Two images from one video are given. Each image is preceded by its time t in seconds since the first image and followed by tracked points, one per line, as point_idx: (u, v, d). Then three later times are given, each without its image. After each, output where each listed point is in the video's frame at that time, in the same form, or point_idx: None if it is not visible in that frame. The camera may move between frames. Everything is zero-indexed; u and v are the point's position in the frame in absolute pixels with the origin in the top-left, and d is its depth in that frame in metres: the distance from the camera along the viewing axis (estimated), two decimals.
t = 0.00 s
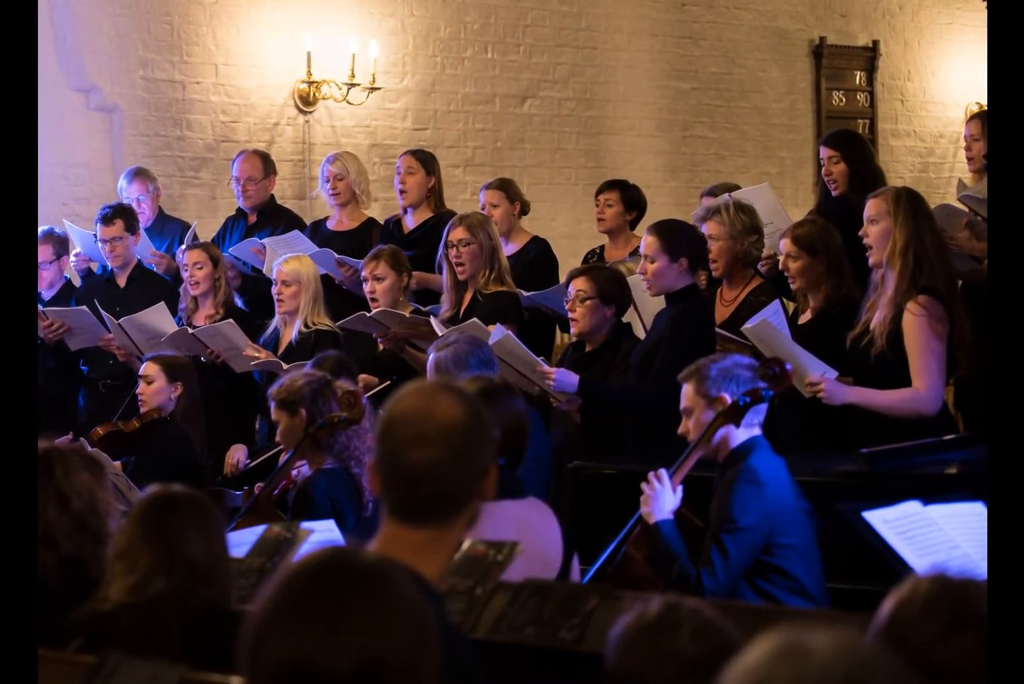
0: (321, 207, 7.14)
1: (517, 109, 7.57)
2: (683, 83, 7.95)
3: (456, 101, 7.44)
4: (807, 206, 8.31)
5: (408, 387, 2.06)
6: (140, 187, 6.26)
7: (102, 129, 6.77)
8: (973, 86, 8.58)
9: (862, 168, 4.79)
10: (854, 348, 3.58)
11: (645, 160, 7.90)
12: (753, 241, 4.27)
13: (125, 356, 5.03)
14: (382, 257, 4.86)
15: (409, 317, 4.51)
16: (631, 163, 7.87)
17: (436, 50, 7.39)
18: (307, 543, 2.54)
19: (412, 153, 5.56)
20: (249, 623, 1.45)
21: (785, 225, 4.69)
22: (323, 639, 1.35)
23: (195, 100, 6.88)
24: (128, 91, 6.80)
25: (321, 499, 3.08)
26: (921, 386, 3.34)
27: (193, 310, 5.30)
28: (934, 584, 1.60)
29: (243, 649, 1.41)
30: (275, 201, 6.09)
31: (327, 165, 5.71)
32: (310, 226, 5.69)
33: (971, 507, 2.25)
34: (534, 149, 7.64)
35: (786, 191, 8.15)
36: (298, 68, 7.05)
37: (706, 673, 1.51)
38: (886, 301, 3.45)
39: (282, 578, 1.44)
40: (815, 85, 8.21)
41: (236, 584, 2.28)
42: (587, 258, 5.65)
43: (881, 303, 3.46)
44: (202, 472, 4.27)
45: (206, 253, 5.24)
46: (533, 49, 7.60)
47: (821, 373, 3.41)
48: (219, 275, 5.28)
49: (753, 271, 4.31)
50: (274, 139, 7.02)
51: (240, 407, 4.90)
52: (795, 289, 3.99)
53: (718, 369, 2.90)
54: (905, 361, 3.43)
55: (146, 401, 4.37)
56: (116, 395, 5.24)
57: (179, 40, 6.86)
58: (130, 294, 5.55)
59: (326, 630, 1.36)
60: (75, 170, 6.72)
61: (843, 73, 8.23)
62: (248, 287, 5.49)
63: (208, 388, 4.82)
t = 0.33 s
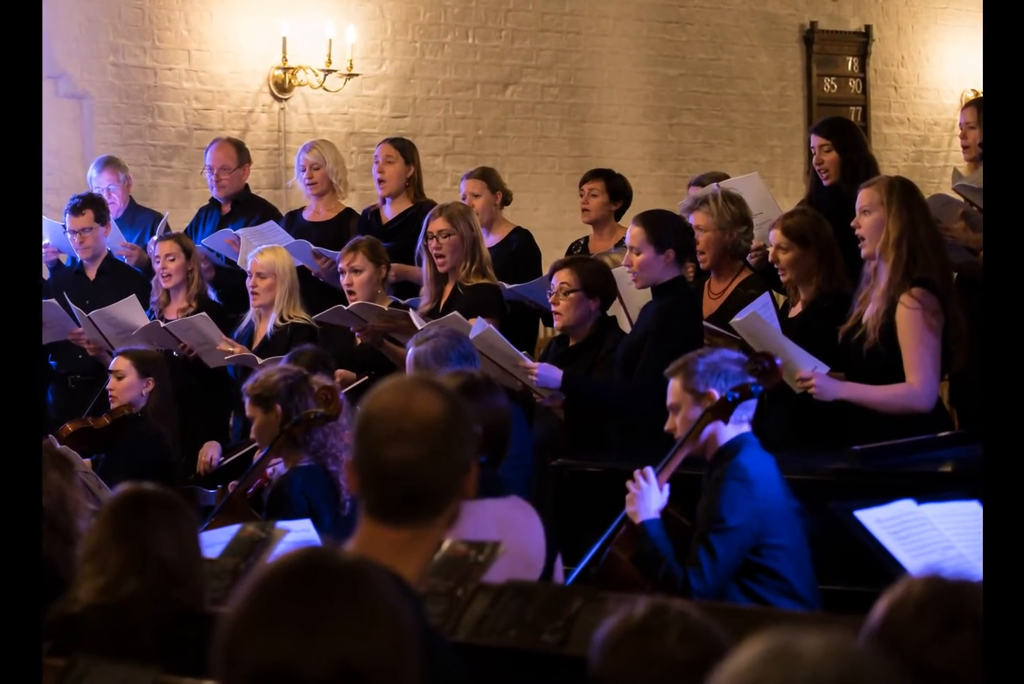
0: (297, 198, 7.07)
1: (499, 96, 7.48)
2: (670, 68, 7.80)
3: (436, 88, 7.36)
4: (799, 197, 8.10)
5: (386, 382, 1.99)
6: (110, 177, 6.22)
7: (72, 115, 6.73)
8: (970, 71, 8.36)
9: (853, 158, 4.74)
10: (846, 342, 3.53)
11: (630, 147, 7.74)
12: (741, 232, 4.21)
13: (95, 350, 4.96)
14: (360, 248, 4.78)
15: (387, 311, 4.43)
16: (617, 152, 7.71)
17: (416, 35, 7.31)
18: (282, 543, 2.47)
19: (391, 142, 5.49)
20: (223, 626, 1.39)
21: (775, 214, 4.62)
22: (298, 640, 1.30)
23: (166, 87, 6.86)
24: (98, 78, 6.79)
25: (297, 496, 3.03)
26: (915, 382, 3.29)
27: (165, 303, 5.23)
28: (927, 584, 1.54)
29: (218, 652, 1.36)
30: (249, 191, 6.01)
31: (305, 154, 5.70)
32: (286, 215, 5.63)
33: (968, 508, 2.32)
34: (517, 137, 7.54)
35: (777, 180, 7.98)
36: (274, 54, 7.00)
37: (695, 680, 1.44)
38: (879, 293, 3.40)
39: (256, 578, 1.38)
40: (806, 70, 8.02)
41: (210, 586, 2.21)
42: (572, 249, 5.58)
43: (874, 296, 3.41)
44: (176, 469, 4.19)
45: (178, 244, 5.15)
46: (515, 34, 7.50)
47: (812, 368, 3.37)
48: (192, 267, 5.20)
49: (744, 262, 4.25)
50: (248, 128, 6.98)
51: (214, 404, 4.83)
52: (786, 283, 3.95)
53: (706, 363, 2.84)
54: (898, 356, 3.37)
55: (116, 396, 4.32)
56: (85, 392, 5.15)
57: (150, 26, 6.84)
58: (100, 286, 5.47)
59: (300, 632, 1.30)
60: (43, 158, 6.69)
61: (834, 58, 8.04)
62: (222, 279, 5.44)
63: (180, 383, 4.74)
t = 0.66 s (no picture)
0: (274, 188, 7.04)
1: (481, 83, 7.41)
2: (657, 55, 7.73)
3: (416, 75, 7.29)
4: (789, 186, 8.03)
5: (365, 378, 1.92)
6: (83, 168, 6.16)
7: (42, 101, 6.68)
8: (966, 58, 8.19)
9: (844, 146, 4.69)
10: (839, 337, 3.48)
11: (617, 136, 7.69)
12: (730, 223, 4.17)
13: (66, 345, 4.89)
14: (337, 241, 4.72)
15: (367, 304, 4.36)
16: (602, 141, 7.65)
17: (395, 21, 7.23)
18: (259, 544, 2.41)
19: (369, 130, 5.41)
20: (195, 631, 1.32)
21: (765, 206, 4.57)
22: (274, 644, 1.24)
23: (139, 73, 6.81)
24: (69, 64, 6.73)
25: (274, 494, 2.96)
26: (908, 377, 3.25)
27: (138, 296, 5.15)
28: (923, 585, 1.47)
29: (191, 655, 1.30)
30: (225, 181, 5.94)
31: (281, 143, 5.62)
32: (262, 205, 5.56)
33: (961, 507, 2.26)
34: (499, 126, 7.47)
35: (767, 170, 7.90)
36: (249, 41, 6.93)
37: None
38: (873, 286, 3.35)
39: (231, 580, 1.32)
40: (797, 56, 7.90)
41: (184, 588, 2.14)
42: (557, 240, 5.52)
43: (867, 289, 3.37)
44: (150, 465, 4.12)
45: (151, 236, 5.08)
46: (497, 20, 7.43)
47: (802, 363, 3.32)
48: (166, 259, 5.13)
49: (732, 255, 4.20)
50: (222, 116, 6.92)
51: (188, 400, 4.77)
52: (776, 275, 3.89)
53: (695, 358, 2.80)
54: (891, 350, 3.32)
55: (88, 393, 4.28)
56: (54, 386, 5.06)
57: (122, 12, 6.78)
58: (71, 279, 5.39)
59: (276, 636, 1.25)
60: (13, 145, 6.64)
61: (825, 45, 7.90)
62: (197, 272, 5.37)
63: (154, 380, 4.73)
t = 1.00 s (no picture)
0: (251, 178, 6.93)
1: (464, 71, 7.36)
2: (644, 42, 7.67)
3: (398, 62, 7.24)
4: (781, 176, 7.91)
5: (344, 374, 1.86)
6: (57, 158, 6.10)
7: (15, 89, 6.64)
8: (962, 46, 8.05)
9: (836, 135, 4.65)
10: (831, 332, 3.43)
11: (604, 126, 7.62)
12: (720, 214, 4.12)
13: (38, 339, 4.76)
14: (317, 232, 4.66)
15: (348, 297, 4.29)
16: (588, 130, 7.59)
17: (376, 9, 7.19)
18: (236, 543, 2.36)
19: (350, 120, 5.35)
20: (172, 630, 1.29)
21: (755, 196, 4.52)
22: (251, 648, 1.21)
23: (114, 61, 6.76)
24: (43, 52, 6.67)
25: (252, 492, 2.90)
26: (902, 373, 3.20)
27: (112, 290, 5.10)
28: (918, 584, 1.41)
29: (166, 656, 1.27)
30: (201, 172, 5.88)
31: (259, 133, 5.55)
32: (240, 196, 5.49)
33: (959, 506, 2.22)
34: (483, 115, 7.41)
35: (759, 161, 7.81)
36: (227, 27, 6.89)
37: None
38: (866, 280, 3.31)
39: (208, 580, 1.28)
40: (788, 44, 7.80)
41: (160, 588, 2.07)
42: (543, 232, 5.47)
43: (861, 283, 3.32)
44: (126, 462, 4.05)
45: (125, 229, 5.04)
46: (481, 8, 7.39)
47: (794, 359, 3.27)
48: (141, 252, 5.08)
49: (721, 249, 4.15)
50: (199, 104, 6.87)
51: (163, 397, 4.72)
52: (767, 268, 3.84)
53: (684, 353, 2.75)
54: (885, 345, 3.28)
55: (61, 390, 4.21)
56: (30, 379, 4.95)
57: None
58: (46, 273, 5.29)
59: (255, 636, 1.21)
60: None
61: (817, 31, 7.78)
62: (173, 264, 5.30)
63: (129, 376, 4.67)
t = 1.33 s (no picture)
0: (230, 170, 6.89)
1: (448, 60, 7.31)
2: (633, 31, 7.62)
3: (381, 51, 7.18)
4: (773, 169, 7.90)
5: (327, 370, 1.81)
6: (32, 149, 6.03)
7: None
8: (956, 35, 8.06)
9: (830, 126, 4.61)
10: (824, 327, 3.39)
11: (591, 116, 7.58)
12: (711, 206, 4.09)
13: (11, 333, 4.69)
14: (298, 226, 4.61)
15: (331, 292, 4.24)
16: (576, 121, 7.55)
17: None
18: (217, 543, 2.31)
19: (331, 110, 5.31)
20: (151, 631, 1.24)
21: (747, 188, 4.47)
22: (233, 652, 1.16)
23: (91, 49, 6.69)
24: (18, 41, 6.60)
25: (232, 491, 2.85)
26: (896, 369, 3.16)
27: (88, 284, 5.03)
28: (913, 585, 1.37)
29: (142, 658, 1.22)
30: (179, 163, 5.81)
31: (238, 123, 5.50)
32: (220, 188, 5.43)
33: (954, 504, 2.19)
34: (468, 104, 7.36)
35: (750, 154, 7.78)
36: (206, 16, 6.83)
37: None
38: (860, 274, 3.27)
39: (187, 581, 1.23)
40: (781, 32, 7.78)
41: (137, 589, 2.02)
42: (529, 225, 5.41)
43: (855, 277, 3.28)
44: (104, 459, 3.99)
45: (102, 222, 4.98)
46: None
47: (787, 355, 3.23)
48: (118, 246, 5.01)
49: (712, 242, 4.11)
50: (179, 93, 6.82)
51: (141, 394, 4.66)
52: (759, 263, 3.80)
53: (673, 349, 2.71)
54: (878, 341, 3.24)
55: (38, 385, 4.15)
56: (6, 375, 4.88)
57: None
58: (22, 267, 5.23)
59: (236, 637, 1.17)
60: None
61: (811, 20, 7.75)
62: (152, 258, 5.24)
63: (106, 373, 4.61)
